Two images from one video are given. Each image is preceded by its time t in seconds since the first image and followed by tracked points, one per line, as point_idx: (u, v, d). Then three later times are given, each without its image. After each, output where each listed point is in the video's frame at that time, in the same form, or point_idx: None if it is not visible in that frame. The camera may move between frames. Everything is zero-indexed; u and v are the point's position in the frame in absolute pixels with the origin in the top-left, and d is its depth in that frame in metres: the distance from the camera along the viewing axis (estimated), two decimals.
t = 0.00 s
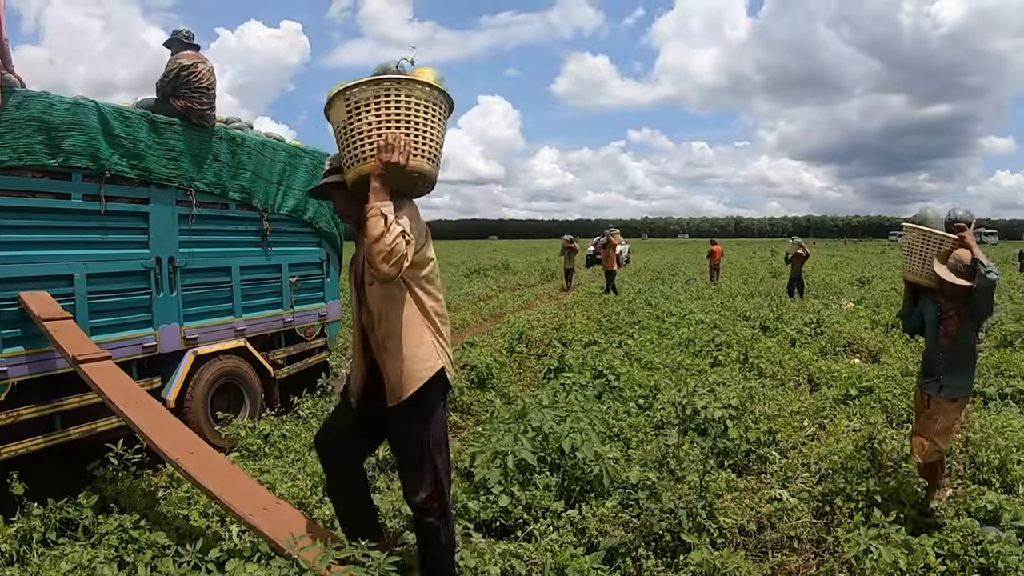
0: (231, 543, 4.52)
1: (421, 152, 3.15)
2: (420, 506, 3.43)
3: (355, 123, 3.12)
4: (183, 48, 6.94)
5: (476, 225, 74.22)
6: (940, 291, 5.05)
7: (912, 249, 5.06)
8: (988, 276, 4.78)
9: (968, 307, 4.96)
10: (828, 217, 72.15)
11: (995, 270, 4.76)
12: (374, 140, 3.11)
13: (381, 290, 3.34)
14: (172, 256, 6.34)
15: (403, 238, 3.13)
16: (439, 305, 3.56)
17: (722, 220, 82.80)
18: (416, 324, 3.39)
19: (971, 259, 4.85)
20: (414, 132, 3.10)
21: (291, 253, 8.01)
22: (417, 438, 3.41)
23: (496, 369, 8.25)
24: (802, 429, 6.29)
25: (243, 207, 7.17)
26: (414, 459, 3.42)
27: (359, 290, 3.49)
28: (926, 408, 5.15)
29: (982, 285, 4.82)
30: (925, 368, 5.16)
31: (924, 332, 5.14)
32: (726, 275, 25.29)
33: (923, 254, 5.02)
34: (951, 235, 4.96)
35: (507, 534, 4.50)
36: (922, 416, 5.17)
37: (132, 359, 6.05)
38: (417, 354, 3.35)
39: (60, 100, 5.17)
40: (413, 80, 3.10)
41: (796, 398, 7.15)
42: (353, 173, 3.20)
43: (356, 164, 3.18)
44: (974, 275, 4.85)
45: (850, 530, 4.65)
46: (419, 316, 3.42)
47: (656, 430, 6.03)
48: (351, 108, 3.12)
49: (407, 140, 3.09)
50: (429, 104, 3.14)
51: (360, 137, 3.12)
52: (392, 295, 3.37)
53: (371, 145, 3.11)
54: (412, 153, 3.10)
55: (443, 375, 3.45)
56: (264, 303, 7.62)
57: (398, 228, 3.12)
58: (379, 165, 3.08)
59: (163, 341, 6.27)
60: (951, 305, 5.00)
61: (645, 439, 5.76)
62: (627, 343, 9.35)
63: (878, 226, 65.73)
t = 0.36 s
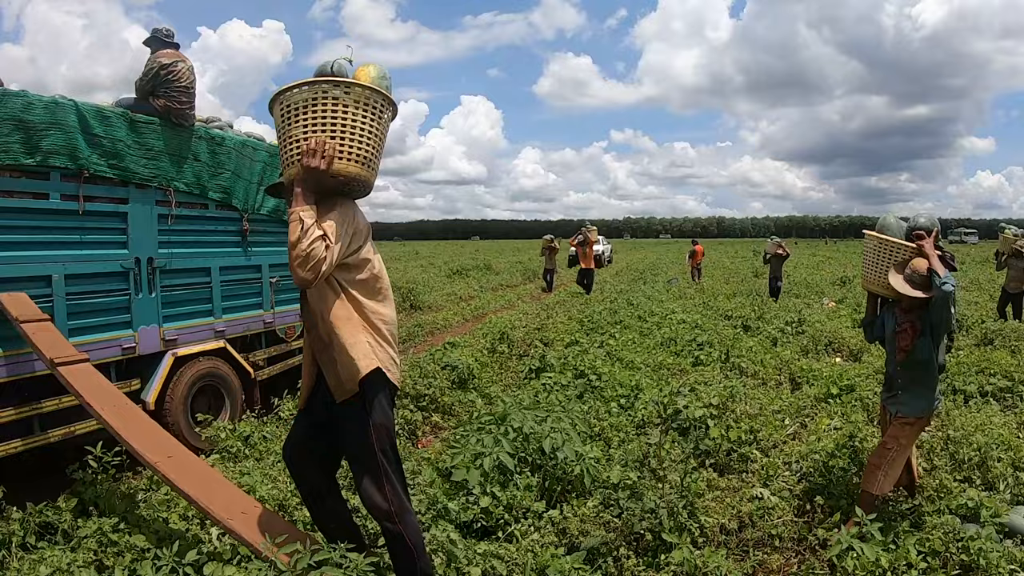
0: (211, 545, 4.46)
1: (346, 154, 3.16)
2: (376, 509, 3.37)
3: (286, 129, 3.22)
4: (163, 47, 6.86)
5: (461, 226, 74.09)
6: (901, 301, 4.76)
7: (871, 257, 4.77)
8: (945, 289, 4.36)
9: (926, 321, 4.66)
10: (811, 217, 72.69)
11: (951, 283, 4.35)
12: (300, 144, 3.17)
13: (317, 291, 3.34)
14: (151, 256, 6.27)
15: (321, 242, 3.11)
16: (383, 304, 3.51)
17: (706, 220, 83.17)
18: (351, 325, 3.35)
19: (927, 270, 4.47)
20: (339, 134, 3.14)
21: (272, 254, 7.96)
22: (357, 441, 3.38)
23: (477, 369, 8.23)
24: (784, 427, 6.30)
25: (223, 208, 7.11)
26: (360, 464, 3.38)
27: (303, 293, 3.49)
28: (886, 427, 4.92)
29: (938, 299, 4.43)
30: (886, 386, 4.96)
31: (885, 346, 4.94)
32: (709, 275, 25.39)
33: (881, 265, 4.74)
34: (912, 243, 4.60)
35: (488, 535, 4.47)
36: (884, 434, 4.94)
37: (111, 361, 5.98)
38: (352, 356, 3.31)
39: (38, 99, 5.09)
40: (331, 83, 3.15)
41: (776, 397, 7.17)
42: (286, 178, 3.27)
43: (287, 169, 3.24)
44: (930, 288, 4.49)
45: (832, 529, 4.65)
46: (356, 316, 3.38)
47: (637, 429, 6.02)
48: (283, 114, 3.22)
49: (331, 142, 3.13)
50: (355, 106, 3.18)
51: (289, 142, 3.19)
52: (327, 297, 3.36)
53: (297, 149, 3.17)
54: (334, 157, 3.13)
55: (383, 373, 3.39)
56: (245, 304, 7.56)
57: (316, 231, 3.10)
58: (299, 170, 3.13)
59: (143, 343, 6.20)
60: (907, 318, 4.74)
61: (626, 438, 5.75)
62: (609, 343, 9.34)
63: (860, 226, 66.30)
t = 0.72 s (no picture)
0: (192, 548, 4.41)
1: (284, 138, 3.20)
2: (295, 496, 3.48)
3: (227, 112, 3.25)
4: (143, 45, 6.78)
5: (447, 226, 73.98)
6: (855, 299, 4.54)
7: (826, 252, 4.49)
8: (902, 284, 4.18)
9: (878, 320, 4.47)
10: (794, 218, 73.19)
11: (909, 278, 4.17)
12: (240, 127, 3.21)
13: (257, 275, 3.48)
14: (131, 256, 6.20)
15: (256, 226, 3.21)
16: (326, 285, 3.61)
17: (691, 221, 83.53)
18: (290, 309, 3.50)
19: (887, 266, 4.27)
20: (277, 119, 3.17)
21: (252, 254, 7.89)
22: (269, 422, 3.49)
23: (459, 369, 8.22)
24: (764, 426, 6.31)
25: (203, 207, 7.05)
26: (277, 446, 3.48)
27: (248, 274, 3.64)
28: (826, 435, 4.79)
29: (894, 295, 4.25)
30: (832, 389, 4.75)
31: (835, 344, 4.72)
32: (693, 274, 25.49)
33: (840, 259, 4.43)
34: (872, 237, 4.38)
35: (469, 535, 4.45)
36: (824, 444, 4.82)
37: (91, 362, 5.92)
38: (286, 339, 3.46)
39: (16, 98, 5.02)
40: (270, 67, 3.15)
41: (758, 395, 7.19)
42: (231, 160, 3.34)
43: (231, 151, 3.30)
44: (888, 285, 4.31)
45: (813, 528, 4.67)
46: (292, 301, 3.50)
47: (618, 428, 6.02)
48: (224, 97, 3.25)
49: (269, 127, 3.16)
50: (295, 90, 3.18)
51: (229, 125, 3.23)
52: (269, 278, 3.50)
53: (237, 133, 3.21)
54: (270, 141, 3.18)
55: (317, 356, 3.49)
56: (225, 304, 7.49)
57: (252, 216, 3.21)
58: (237, 154, 3.20)
59: (123, 343, 6.13)
60: (861, 315, 4.51)
61: (607, 438, 5.75)
62: (590, 342, 9.35)
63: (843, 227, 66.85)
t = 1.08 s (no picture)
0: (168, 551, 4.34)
1: (224, 126, 3.25)
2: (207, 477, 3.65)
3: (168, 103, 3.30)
4: (119, 42, 6.68)
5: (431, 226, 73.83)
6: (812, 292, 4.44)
7: (781, 244, 4.39)
8: (859, 276, 4.07)
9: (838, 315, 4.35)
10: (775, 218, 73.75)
11: (866, 270, 4.07)
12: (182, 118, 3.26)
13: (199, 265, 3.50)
14: (106, 256, 6.11)
15: (198, 214, 3.23)
16: (265, 276, 3.60)
17: (673, 221, 83.95)
18: (224, 301, 3.48)
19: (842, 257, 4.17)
20: (218, 108, 3.22)
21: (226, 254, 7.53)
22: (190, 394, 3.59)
23: (438, 368, 8.18)
24: (743, 424, 6.32)
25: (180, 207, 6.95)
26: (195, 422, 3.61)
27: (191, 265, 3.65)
28: (785, 431, 4.66)
29: (850, 289, 4.15)
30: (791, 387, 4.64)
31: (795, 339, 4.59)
32: (673, 273, 25.59)
33: (794, 252, 4.34)
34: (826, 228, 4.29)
35: (448, 536, 4.43)
36: (780, 439, 4.68)
37: (67, 364, 5.83)
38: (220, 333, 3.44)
39: None
40: (209, 57, 3.21)
41: (737, 394, 7.21)
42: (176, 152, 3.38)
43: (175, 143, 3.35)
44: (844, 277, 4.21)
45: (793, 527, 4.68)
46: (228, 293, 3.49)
47: (597, 428, 6.02)
48: (166, 90, 3.31)
49: (210, 116, 3.22)
50: (235, 79, 3.24)
51: (171, 116, 3.28)
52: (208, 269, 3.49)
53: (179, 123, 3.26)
54: (211, 129, 3.22)
55: (250, 351, 3.47)
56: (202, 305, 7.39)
57: (193, 205, 3.23)
58: (179, 143, 3.24)
59: (99, 344, 6.05)
60: (818, 310, 4.38)
61: (586, 437, 5.74)
62: (569, 341, 9.35)
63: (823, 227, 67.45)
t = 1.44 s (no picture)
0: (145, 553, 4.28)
1: (157, 122, 3.52)
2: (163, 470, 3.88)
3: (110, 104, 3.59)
4: (94, 38, 6.59)
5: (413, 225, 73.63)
6: (769, 301, 4.41)
7: (734, 249, 4.35)
8: (817, 287, 4.07)
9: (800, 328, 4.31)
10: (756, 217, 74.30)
11: (824, 281, 4.06)
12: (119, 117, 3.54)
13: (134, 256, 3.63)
14: (80, 255, 6.02)
15: (130, 205, 3.46)
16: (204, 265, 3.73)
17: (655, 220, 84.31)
18: (163, 288, 3.58)
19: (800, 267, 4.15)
20: (149, 105, 3.49)
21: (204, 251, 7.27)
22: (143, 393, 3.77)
23: (416, 367, 8.16)
24: (721, 421, 6.38)
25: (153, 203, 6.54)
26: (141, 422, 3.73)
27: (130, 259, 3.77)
28: (749, 448, 4.49)
29: (808, 299, 4.14)
30: (751, 401, 4.56)
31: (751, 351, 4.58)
32: (653, 271, 25.67)
33: (747, 257, 4.33)
34: (781, 232, 4.26)
35: (426, 536, 4.41)
36: (742, 458, 4.49)
37: (41, 365, 5.71)
38: (159, 318, 3.54)
39: None
40: (142, 56, 3.50)
41: (715, 391, 7.25)
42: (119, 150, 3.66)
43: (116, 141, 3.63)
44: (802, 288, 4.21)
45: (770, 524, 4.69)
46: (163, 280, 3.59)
47: (575, 425, 6.02)
48: (108, 91, 3.60)
49: (142, 112, 3.48)
50: (165, 77, 3.50)
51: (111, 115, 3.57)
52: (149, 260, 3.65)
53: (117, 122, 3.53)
54: (144, 125, 3.49)
55: (190, 334, 3.57)
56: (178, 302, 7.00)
57: (126, 197, 3.46)
58: (115, 140, 3.51)
59: (73, 344, 5.95)
60: (777, 323, 4.39)
61: (563, 435, 5.74)
62: (547, 339, 9.36)
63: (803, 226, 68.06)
